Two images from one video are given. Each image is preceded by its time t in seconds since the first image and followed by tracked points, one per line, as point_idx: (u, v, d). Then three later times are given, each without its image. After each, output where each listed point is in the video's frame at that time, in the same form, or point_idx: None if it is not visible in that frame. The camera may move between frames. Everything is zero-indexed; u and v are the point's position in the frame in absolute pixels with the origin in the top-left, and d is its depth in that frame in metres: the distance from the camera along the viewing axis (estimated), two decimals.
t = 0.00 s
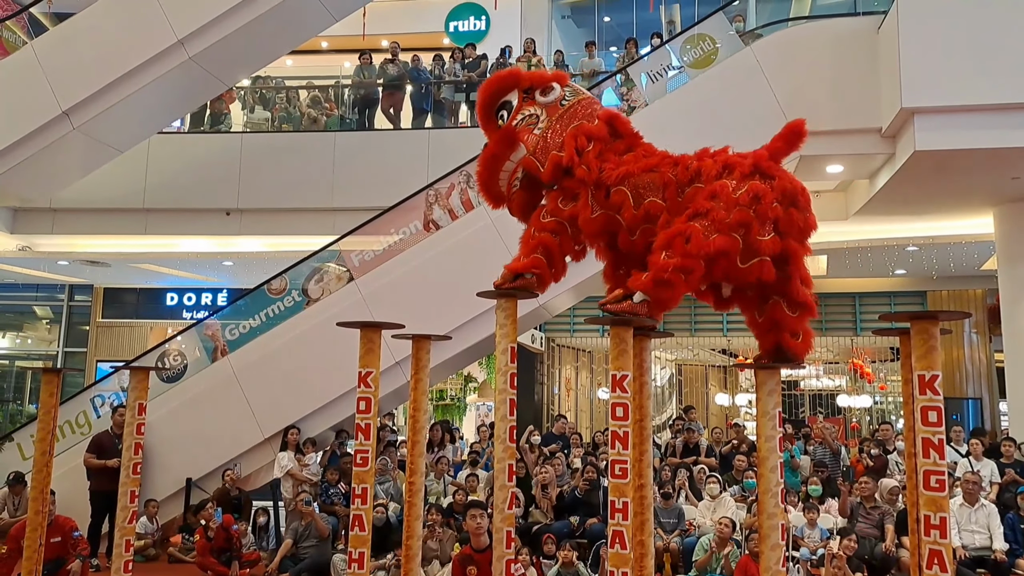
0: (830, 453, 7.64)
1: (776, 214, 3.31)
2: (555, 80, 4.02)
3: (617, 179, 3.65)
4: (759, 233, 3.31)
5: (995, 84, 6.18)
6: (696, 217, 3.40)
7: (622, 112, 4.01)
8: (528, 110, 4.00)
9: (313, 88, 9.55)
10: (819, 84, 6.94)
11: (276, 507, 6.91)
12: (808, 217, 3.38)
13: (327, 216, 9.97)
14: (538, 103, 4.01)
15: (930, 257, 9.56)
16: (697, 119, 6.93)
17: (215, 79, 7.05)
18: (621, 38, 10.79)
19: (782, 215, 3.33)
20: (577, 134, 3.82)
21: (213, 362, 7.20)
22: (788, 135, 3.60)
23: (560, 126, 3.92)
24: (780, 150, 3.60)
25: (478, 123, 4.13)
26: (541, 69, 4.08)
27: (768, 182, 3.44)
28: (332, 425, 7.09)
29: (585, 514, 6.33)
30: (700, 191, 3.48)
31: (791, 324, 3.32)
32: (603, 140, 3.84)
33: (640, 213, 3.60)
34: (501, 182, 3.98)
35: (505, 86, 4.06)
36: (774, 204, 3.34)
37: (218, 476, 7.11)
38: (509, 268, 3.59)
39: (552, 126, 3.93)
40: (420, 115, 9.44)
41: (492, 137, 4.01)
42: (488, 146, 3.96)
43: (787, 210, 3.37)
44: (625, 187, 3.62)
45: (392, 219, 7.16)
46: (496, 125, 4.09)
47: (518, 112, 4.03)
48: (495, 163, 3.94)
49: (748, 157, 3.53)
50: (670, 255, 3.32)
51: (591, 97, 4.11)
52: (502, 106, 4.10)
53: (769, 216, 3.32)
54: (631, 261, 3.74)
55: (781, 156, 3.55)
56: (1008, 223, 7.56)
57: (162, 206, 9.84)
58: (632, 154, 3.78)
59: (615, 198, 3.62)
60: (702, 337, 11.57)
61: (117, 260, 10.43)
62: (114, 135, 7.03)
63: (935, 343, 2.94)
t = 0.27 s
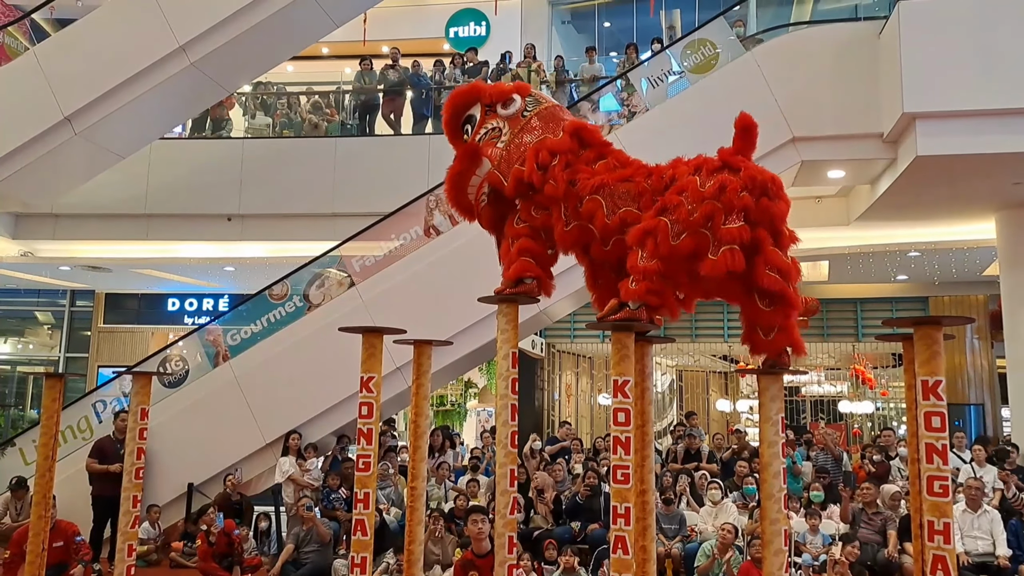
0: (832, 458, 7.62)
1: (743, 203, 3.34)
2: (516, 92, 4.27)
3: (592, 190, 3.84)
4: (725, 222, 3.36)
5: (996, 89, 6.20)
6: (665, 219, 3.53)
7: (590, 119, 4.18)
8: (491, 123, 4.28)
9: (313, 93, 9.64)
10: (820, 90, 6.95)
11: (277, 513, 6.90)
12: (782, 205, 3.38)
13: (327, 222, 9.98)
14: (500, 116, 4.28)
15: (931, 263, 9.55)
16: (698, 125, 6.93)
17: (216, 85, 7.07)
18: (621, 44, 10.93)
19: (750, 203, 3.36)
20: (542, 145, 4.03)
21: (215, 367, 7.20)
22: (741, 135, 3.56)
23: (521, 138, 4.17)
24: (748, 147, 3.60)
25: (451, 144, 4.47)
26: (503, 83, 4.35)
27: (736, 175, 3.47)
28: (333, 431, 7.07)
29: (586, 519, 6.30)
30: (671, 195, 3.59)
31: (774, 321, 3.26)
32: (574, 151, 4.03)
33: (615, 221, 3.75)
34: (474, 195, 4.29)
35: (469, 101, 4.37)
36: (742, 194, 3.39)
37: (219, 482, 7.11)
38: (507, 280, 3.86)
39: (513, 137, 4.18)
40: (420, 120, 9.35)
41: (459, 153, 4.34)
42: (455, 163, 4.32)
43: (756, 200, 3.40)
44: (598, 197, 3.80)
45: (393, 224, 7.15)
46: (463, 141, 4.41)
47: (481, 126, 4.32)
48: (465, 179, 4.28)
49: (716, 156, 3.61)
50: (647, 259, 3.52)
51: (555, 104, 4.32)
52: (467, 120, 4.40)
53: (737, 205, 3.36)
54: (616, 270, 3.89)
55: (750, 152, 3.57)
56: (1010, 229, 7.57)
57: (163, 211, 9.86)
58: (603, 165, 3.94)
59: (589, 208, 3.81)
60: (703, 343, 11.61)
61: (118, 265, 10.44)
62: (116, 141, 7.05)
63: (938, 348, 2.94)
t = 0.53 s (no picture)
0: (832, 463, 7.62)
1: (727, 212, 3.13)
2: (494, 74, 3.93)
3: (570, 179, 3.55)
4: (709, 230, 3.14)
5: (996, 93, 6.21)
6: (647, 221, 3.27)
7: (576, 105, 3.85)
8: (467, 107, 3.97)
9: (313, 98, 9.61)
10: (820, 94, 6.95)
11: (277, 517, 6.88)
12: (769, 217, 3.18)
13: (327, 226, 9.99)
14: (477, 99, 3.96)
15: (932, 268, 9.54)
16: (697, 129, 6.95)
17: (217, 90, 7.08)
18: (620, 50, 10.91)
19: (737, 214, 3.15)
20: (520, 129, 3.71)
21: (215, 371, 7.20)
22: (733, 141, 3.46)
23: (497, 123, 3.84)
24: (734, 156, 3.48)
25: (427, 121, 4.16)
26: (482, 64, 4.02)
27: (720, 183, 3.28)
28: (332, 436, 7.04)
29: (586, 524, 6.30)
30: (654, 195, 3.34)
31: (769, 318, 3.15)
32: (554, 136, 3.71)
33: (588, 212, 3.45)
34: (445, 177, 4.01)
35: (447, 83, 4.07)
36: (728, 204, 3.17)
37: (219, 486, 7.09)
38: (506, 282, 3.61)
39: (490, 122, 3.87)
40: (419, 125, 9.38)
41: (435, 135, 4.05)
42: (429, 145, 4.03)
43: (743, 207, 3.18)
44: (579, 186, 3.51)
45: (393, 229, 7.17)
46: (438, 122, 4.11)
47: (458, 108, 4.01)
48: (437, 160, 3.99)
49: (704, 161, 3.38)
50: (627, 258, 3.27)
51: (536, 89, 3.97)
52: (446, 103, 4.11)
53: (721, 213, 3.15)
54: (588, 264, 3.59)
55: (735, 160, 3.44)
56: (1011, 233, 7.57)
57: (163, 216, 9.87)
58: (584, 148, 3.64)
59: (565, 196, 3.53)
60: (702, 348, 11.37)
61: (118, 270, 10.44)
62: (116, 146, 7.06)
63: (939, 352, 2.93)
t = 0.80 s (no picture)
0: (832, 469, 7.62)
1: (700, 249, 2.94)
2: (506, 83, 3.93)
3: (563, 191, 3.52)
4: (677, 264, 3.01)
5: (996, 99, 6.21)
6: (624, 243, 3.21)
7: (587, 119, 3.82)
8: (476, 111, 3.96)
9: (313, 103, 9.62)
10: (819, 99, 6.96)
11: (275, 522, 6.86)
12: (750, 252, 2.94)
13: (326, 231, 10.00)
14: (487, 105, 3.95)
15: (933, 273, 9.53)
16: (696, 134, 6.95)
17: (217, 95, 7.09)
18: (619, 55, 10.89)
19: (712, 249, 2.95)
20: (524, 140, 3.72)
21: (214, 376, 7.19)
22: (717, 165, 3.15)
23: (503, 132, 3.84)
24: (724, 177, 3.19)
25: (440, 120, 4.18)
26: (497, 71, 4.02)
27: (699, 214, 3.07)
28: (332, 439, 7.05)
29: (585, 529, 6.28)
30: (637, 217, 3.23)
31: (757, 346, 3.01)
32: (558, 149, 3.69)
33: (576, 227, 3.42)
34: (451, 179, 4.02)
35: (460, 85, 4.07)
36: (704, 239, 2.97)
37: (218, 490, 7.07)
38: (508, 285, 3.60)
39: (496, 130, 3.86)
40: (418, 130, 9.37)
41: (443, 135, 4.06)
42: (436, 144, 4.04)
43: (720, 243, 2.98)
44: (569, 200, 3.49)
45: (392, 233, 7.16)
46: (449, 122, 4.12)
47: (468, 111, 4.00)
48: (442, 160, 3.98)
49: (691, 187, 3.18)
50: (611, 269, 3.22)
51: (548, 101, 3.96)
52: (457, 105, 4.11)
53: (694, 249, 2.97)
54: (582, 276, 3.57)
55: (721, 184, 3.15)
56: (1011, 238, 7.57)
57: (163, 221, 9.87)
58: (584, 163, 3.59)
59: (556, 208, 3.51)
60: (702, 353, 11.41)
61: (118, 274, 10.43)
62: (117, 151, 7.07)
63: (940, 357, 2.92)
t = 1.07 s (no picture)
0: (833, 472, 7.62)
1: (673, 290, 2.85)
2: (533, 111, 3.92)
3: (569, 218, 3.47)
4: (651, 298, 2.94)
5: (998, 101, 6.20)
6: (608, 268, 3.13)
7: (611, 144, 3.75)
8: (502, 140, 3.96)
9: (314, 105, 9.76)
10: (820, 102, 6.95)
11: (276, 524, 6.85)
12: (724, 293, 2.83)
13: (327, 233, 10.00)
14: (513, 134, 3.95)
15: (934, 275, 9.52)
16: (697, 137, 6.95)
17: (219, 97, 7.08)
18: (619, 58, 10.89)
19: (688, 287, 2.86)
20: (544, 167, 3.69)
21: (215, 377, 7.18)
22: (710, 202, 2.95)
23: (528, 161, 3.83)
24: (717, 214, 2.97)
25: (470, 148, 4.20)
26: (524, 99, 4.02)
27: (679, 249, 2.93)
28: (333, 441, 7.04)
29: (586, 532, 6.27)
30: (626, 243, 3.14)
31: (755, 348, 3.01)
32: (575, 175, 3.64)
33: (578, 251, 3.35)
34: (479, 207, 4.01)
35: (488, 114, 4.07)
36: (681, 276, 2.87)
37: (219, 492, 7.06)
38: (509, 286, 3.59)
39: (521, 159, 3.86)
40: (419, 133, 9.47)
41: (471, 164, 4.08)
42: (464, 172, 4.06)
43: (697, 281, 2.87)
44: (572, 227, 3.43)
45: (392, 235, 7.15)
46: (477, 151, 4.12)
47: (494, 140, 4.00)
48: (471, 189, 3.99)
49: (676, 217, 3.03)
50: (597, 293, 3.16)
51: (575, 128, 3.93)
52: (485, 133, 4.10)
53: (669, 290, 2.87)
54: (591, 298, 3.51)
55: (707, 222, 2.95)
56: (1013, 241, 7.56)
57: (164, 222, 9.87)
58: (598, 189, 3.51)
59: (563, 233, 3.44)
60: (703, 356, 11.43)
61: (119, 276, 10.44)
62: (118, 153, 7.07)
63: (943, 360, 2.92)
